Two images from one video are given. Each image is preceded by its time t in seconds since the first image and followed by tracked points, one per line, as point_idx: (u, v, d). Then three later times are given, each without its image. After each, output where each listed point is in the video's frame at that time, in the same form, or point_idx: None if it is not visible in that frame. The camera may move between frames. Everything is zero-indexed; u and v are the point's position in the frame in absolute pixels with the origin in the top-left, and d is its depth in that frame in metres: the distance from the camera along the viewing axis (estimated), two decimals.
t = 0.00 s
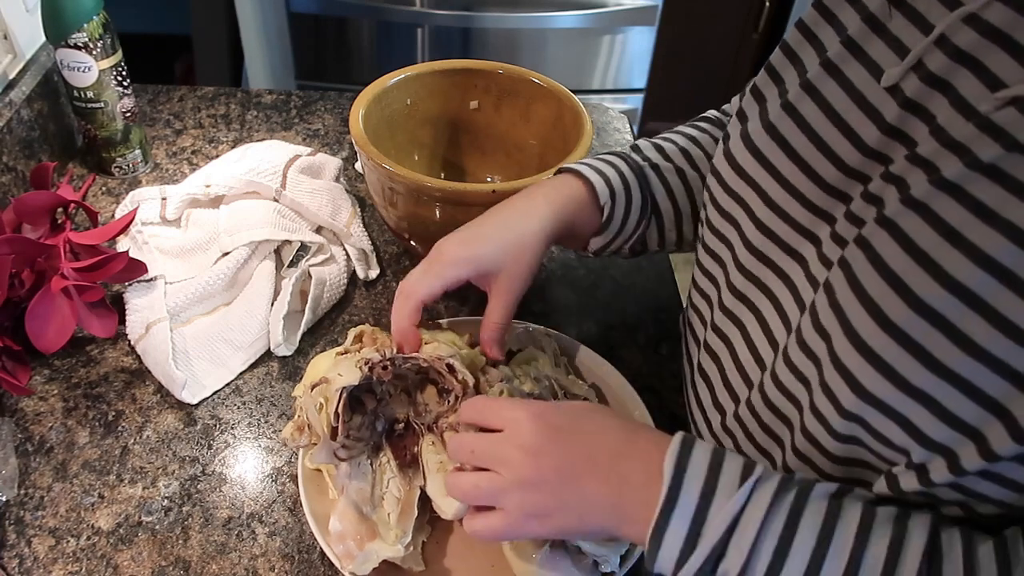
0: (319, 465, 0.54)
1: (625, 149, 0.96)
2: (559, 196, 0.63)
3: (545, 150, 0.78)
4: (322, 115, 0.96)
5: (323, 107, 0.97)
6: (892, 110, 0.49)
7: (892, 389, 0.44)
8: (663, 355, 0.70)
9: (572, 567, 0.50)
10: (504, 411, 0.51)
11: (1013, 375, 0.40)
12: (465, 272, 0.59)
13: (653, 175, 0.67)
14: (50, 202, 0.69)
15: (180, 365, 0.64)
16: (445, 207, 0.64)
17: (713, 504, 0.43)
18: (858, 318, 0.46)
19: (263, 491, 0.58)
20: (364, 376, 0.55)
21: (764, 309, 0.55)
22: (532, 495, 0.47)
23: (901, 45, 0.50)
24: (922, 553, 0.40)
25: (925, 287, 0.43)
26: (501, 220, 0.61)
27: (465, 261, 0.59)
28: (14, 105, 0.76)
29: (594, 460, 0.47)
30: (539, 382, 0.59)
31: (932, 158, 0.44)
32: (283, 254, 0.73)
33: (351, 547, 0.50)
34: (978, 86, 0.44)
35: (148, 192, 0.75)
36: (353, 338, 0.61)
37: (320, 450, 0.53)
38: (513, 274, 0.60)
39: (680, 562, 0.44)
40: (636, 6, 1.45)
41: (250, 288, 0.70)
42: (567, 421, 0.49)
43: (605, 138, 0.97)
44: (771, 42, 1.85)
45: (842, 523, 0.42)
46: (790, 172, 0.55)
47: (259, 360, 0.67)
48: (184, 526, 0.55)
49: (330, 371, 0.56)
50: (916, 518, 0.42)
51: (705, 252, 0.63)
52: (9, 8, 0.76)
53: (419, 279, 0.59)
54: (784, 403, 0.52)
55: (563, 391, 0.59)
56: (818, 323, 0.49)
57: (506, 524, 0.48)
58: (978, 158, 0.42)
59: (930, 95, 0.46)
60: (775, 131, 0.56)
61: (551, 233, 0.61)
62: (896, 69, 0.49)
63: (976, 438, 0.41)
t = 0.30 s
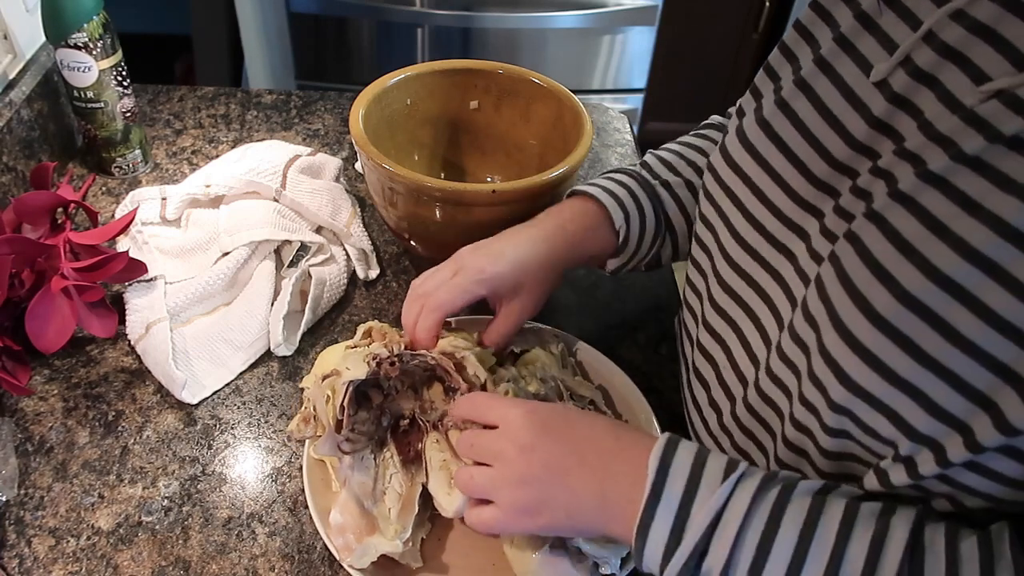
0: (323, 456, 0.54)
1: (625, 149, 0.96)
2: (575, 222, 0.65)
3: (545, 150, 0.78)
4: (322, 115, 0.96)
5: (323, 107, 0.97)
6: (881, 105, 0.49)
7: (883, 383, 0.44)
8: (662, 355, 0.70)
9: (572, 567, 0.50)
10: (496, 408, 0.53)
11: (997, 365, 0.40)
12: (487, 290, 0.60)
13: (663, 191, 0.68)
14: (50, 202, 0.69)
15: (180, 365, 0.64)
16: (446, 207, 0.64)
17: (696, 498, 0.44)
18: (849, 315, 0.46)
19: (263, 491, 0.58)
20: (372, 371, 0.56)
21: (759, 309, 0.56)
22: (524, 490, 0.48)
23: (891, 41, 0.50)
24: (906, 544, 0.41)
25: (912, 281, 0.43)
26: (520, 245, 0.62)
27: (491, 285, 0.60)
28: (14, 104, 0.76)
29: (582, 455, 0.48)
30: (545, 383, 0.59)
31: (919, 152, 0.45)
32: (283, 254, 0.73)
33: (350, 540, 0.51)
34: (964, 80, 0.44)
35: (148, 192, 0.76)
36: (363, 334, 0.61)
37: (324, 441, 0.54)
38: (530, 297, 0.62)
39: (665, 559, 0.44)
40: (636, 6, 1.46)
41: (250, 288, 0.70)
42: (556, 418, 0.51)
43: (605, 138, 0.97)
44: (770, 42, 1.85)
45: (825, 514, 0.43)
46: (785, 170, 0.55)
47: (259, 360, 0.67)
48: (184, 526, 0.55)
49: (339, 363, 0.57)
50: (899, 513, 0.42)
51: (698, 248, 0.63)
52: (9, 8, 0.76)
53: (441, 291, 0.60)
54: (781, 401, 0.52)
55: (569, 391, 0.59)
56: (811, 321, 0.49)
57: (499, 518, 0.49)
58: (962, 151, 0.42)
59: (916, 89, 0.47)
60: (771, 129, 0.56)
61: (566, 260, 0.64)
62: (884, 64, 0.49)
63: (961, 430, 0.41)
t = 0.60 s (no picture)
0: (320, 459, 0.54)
1: (625, 149, 0.96)
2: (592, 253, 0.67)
3: (545, 150, 0.78)
4: (322, 115, 0.96)
5: (323, 107, 0.97)
6: (876, 104, 0.49)
7: (880, 385, 0.44)
8: (662, 355, 0.70)
9: (572, 567, 0.49)
10: (495, 405, 0.53)
11: (990, 364, 0.40)
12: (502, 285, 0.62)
13: (669, 211, 0.69)
14: (50, 202, 0.69)
15: (180, 365, 0.64)
16: (445, 207, 0.64)
17: (690, 494, 0.45)
18: (846, 315, 0.46)
19: (263, 491, 0.58)
20: (369, 374, 0.55)
21: (756, 307, 0.55)
22: (523, 486, 0.49)
23: (886, 41, 0.50)
24: (898, 542, 0.41)
25: (907, 279, 0.43)
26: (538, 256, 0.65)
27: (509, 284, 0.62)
28: (14, 104, 0.76)
29: (580, 452, 0.49)
30: (543, 383, 0.58)
31: (913, 151, 0.45)
32: (283, 254, 0.73)
33: (349, 543, 0.50)
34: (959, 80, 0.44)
35: (148, 192, 0.76)
36: (360, 335, 0.60)
37: (323, 445, 0.53)
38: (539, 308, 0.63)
39: (661, 554, 0.45)
40: (636, 6, 1.45)
41: (250, 288, 0.70)
42: (554, 415, 0.52)
43: (605, 138, 0.97)
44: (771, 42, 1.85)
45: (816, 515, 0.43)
46: (783, 170, 0.55)
47: (259, 360, 0.67)
48: (184, 526, 0.55)
49: (335, 366, 0.56)
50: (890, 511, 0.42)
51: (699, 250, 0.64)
52: (9, 8, 0.76)
53: (461, 273, 0.62)
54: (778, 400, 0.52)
55: (568, 391, 0.59)
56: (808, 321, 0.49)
57: (495, 514, 0.50)
58: (956, 150, 0.42)
59: (910, 89, 0.47)
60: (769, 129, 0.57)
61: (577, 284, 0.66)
62: (879, 64, 0.49)
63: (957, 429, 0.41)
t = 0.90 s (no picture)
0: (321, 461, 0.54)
1: (625, 149, 0.96)
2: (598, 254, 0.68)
3: (545, 150, 0.78)
4: (322, 115, 0.96)
5: (323, 107, 0.97)
6: (878, 103, 0.49)
7: (884, 380, 0.44)
8: (662, 355, 0.70)
9: (572, 567, 0.50)
10: (496, 404, 0.53)
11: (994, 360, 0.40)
12: (510, 272, 0.63)
13: (671, 215, 0.69)
14: (50, 202, 0.69)
15: (180, 365, 0.64)
16: (446, 207, 0.64)
17: (693, 492, 0.45)
18: (848, 312, 0.46)
19: (263, 491, 0.58)
20: (368, 375, 0.54)
21: (758, 305, 0.56)
22: (526, 484, 0.49)
23: (889, 40, 0.50)
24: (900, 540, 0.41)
25: (910, 277, 0.43)
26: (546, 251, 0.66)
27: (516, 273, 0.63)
28: (14, 104, 0.76)
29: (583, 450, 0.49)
30: (543, 383, 0.58)
31: (916, 149, 0.45)
32: (283, 254, 0.73)
33: (351, 544, 0.51)
34: (962, 78, 0.44)
35: (148, 192, 0.76)
36: (359, 335, 0.60)
37: (323, 446, 0.53)
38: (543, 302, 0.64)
39: (665, 551, 0.45)
40: (636, 6, 1.46)
41: (250, 288, 0.70)
42: (557, 413, 0.51)
43: (605, 138, 0.97)
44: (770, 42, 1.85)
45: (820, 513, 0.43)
46: (786, 168, 0.55)
47: (259, 360, 0.67)
48: (184, 526, 0.55)
49: (334, 367, 0.55)
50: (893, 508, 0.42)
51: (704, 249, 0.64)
52: (9, 8, 0.76)
53: (472, 263, 0.63)
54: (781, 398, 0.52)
55: (567, 392, 0.59)
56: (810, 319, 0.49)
57: (499, 512, 0.49)
58: (959, 147, 0.42)
59: (913, 87, 0.47)
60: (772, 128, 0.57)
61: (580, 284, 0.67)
62: (882, 64, 0.49)
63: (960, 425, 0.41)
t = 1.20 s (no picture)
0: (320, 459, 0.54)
1: (625, 149, 0.96)
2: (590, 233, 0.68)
3: (545, 150, 0.78)
4: (322, 115, 0.96)
5: (323, 107, 0.97)
6: (882, 100, 0.49)
7: (887, 375, 0.44)
8: (663, 355, 0.70)
9: (572, 567, 0.49)
10: (497, 407, 0.52)
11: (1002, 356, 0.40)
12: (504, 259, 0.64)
13: (671, 197, 0.69)
14: (50, 202, 0.69)
15: (180, 365, 0.63)
16: (445, 206, 0.64)
17: (708, 497, 0.44)
18: (851, 307, 0.46)
19: (263, 491, 0.58)
20: (369, 373, 0.55)
21: (762, 304, 0.55)
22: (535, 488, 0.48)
23: (893, 39, 0.50)
24: (907, 540, 0.41)
25: (914, 272, 0.43)
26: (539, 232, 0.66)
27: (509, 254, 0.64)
28: (14, 104, 0.76)
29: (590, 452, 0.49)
30: (543, 383, 0.58)
31: (920, 145, 0.45)
32: (283, 254, 0.73)
33: (350, 543, 0.50)
34: (967, 73, 0.44)
35: (148, 192, 0.76)
36: (360, 334, 0.60)
37: (323, 445, 0.53)
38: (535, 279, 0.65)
39: (680, 554, 0.45)
40: (636, 6, 1.46)
41: (250, 288, 0.70)
42: (564, 413, 0.51)
43: (605, 138, 0.97)
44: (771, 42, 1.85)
45: (832, 521, 0.43)
46: (789, 166, 0.55)
47: (259, 360, 0.67)
48: (184, 526, 0.55)
49: (335, 366, 0.56)
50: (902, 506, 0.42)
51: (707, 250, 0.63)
52: (9, 8, 0.76)
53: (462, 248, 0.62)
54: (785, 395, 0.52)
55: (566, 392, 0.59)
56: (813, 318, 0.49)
57: (509, 516, 0.49)
58: (964, 143, 0.43)
59: (916, 84, 0.47)
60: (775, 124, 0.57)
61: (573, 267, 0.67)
62: (886, 61, 0.49)
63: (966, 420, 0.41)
